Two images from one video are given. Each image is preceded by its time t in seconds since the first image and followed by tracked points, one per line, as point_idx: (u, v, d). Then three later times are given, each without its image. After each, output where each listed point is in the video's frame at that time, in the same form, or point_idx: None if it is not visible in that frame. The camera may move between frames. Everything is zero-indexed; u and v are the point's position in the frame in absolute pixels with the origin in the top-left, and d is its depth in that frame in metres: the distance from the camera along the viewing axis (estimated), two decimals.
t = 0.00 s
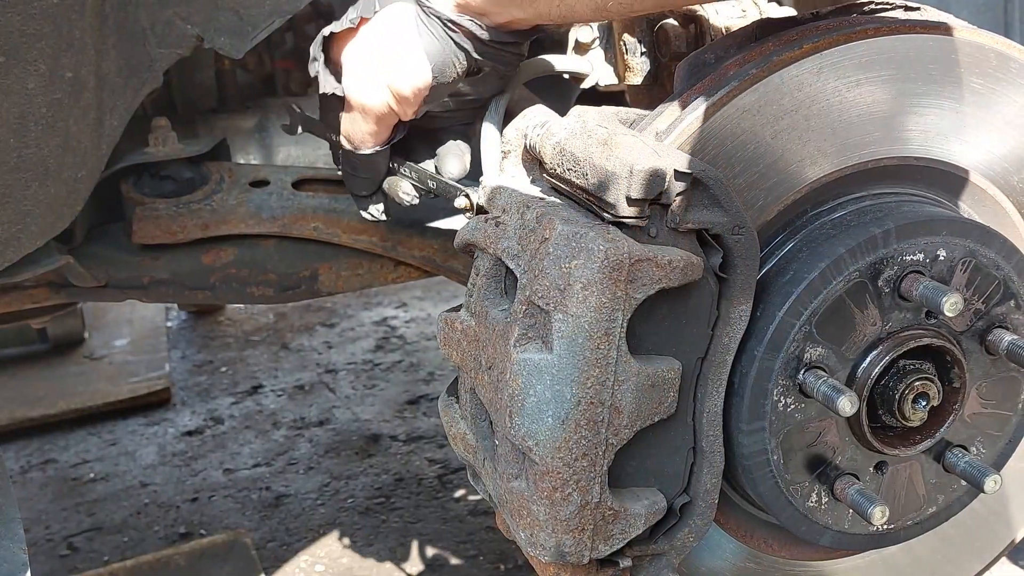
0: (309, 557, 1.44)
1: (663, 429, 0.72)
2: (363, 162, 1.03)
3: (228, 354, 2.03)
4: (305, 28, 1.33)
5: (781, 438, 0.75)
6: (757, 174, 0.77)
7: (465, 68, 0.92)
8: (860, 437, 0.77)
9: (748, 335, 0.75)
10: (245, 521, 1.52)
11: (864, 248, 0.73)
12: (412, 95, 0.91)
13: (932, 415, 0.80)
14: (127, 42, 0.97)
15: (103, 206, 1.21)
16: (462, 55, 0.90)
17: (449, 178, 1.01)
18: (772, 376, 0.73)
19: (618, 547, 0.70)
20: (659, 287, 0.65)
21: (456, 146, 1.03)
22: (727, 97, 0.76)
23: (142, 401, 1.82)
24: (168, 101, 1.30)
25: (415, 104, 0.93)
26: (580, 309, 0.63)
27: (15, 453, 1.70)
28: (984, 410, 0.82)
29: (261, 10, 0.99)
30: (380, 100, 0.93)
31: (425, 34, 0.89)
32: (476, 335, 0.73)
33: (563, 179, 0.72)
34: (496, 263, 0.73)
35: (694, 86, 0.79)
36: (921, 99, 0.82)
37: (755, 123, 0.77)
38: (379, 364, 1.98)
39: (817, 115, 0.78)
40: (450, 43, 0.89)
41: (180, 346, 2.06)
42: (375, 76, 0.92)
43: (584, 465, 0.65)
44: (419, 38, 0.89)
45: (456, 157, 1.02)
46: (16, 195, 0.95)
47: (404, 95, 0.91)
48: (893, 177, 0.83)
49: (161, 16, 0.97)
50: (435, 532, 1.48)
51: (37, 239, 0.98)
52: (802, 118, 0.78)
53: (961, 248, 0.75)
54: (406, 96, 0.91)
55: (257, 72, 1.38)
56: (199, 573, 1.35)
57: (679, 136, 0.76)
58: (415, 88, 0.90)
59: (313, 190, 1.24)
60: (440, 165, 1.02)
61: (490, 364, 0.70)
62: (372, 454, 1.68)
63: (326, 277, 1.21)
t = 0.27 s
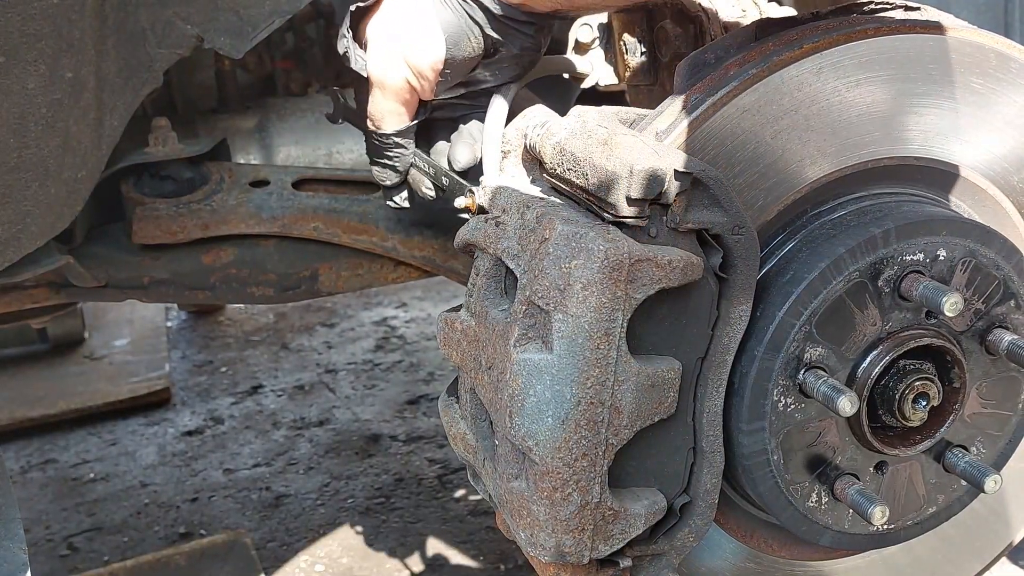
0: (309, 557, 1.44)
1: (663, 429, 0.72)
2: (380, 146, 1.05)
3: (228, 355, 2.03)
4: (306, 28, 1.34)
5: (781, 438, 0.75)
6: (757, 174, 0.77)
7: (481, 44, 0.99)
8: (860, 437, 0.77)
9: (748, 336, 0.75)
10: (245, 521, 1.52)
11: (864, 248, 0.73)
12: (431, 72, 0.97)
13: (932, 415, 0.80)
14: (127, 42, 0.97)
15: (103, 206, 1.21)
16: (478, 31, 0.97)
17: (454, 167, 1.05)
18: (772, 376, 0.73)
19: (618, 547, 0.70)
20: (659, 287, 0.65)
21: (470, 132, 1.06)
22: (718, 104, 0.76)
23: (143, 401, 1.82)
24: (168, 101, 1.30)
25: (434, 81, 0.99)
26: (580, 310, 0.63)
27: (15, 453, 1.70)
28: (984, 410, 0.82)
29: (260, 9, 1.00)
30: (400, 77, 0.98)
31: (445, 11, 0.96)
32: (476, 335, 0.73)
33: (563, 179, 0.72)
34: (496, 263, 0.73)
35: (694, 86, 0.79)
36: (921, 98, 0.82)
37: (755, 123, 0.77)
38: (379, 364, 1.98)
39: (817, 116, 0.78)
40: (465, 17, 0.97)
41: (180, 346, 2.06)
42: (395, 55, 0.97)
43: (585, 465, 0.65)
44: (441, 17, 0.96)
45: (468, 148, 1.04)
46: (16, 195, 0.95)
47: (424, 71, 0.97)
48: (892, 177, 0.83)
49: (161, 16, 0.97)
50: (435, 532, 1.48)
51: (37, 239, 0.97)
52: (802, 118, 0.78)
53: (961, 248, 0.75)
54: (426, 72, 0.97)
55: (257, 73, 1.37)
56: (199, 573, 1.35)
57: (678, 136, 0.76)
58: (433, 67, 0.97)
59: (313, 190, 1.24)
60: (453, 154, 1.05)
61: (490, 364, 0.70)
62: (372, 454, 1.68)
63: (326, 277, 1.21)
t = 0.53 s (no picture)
0: (309, 558, 1.44)
1: (663, 430, 0.72)
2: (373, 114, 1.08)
3: (228, 355, 2.03)
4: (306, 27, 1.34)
5: (781, 438, 0.75)
6: (757, 173, 0.77)
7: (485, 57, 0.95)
8: (860, 437, 0.77)
9: (748, 336, 0.75)
10: (245, 521, 1.52)
11: (864, 248, 0.73)
12: (397, 56, 0.96)
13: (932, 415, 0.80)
14: (127, 42, 0.97)
15: (102, 206, 1.21)
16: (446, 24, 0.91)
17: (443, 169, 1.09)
18: (773, 376, 0.73)
19: (618, 547, 0.70)
20: (659, 287, 0.65)
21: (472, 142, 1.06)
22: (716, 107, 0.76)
23: (143, 401, 1.82)
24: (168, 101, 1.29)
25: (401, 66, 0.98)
26: (580, 309, 0.63)
27: (15, 454, 1.70)
28: (984, 410, 0.82)
29: (260, 9, 0.99)
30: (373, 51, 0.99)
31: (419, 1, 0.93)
32: (477, 335, 0.73)
33: (563, 179, 0.72)
34: (496, 263, 0.73)
35: (694, 87, 0.79)
36: (920, 98, 0.82)
37: (755, 123, 0.77)
38: (379, 364, 1.98)
39: (817, 115, 0.78)
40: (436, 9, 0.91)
41: (180, 346, 2.06)
42: (368, 28, 0.98)
43: (585, 465, 0.65)
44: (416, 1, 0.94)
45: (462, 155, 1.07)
46: (16, 195, 0.95)
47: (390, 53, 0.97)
48: (892, 176, 0.83)
49: (161, 15, 0.97)
50: (435, 532, 1.49)
51: (37, 239, 0.97)
52: (802, 118, 0.78)
53: (961, 248, 0.75)
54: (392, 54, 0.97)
55: (257, 73, 1.36)
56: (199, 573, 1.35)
57: (678, 136, 0.76)
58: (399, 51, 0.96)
59: (314, 190, 1.24)
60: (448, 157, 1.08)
61: (490, 364, 0.70)
62: (372, 454, 1.69)
63: (326, 277, 1.21)
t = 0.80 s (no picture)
0: (308, 558, 1.44)
1: (664, 430, 0.72)
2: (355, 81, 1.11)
3: (228, 354, 2.03)
4: (306, 27, 1.34)
5: (781, 438, 0.75)
6: (757, 174, 0.77)
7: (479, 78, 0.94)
8: (860, 437, 0.77)
9: (748, 336, 0.74)
10: (245, 521, 1.52)
11: (864, 248, 0.73)
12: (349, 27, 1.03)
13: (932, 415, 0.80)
14: (127, 42, 0.97)
15: (102, 206, 1.22)
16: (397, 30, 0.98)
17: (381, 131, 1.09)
18: (771, 376, 0.73)
19: (618, 547, 0.70)
20: (659, 287, 0.65)
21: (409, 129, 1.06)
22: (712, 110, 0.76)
23: (142, 401, 1.82)
24: (167, 101, 1.27)
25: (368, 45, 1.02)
26: (580, 310, 0.63)
27: (15, 454, 1.70)
28: (983, 409, 0.82)
29: (261, 9, 1.00)
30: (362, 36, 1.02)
31: None
32: (476, 335, 0.73)
33: (562, 179, 0.71)
34: (496, 263, 0.73)
35: (694, 87, 0.80)
36: (921, 99, 0.82)
37: (755, 122, 0.77)
38: (379, 364, 1.98)
39: (817, 115, 0.78)
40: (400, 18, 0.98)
41: (180, 346, 2.06)
42: None
43: (585, 465, 0.65)
44: None
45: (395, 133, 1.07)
46: (16, 195, 0.95)
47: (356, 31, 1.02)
48: (892, 176, 0.83)
49: (161, 15, 0.97)
50: (435, 532, 1.49)
51: (37, 239, 0.97)
52: (801, 119, 0.78)
53: (961, 248, 0.75)
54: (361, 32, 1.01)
55: (257, 72, 1.37)
56: (199, 573, 1.35)
57: (678, 135, 0.76)
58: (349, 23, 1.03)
59: (313, 190, 1.24)
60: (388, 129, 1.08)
61: (490, 364, 0.70)
62: (372, 454, 1.69)
63: (326, 277, 1.21)
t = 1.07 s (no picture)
0: (309, 558, 1.44)
1: (664, 431, 0.72)
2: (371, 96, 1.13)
3: (228, 355, 2.02)
4: (305, 27, 1.32)
5: (781, 439, 0.75)
6: (757, 174, 0.77)
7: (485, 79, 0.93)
8: (860, 437, 0.77)
9: (748, 336, 0.74)
10: (245, 521, 1.53)
11: (864, 248, 0.73)
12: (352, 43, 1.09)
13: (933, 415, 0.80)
14: (128, 42, 0.97)
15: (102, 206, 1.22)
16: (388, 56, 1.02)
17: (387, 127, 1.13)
18: (772, 376, 0.73)
19: (618, 548, 0.70)
20: (661, 288, 0.65)
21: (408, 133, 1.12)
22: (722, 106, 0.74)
23: (143, 401, 1.82)
24: (168, 101, 1.28)
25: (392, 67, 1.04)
26: (582, 311, 0.63)
27: (15, 453, 1.70)
28: (983, 409, 0.82)
29: (261, 9, 1.00)
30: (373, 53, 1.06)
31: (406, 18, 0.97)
32: (477, 336, 0.73)
33: (562, 179, 0.71)
34: (497, 263, 0.73)
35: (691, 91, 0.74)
36: (917, 97, 0.82)
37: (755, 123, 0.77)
38: (379, 364, 1.99)
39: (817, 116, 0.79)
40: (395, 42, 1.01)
41: (180, 346, 2.06)
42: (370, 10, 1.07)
43: (586, 466, 0.65)
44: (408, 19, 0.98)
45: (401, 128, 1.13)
46: (17, 195, 0.95)
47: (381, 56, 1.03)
48: (894, 176, 0.83)
49: (162, 16, 0.97)
50: (435, 532, 1.49)
51: (38, 239, 0.98)
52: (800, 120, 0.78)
53: (961, 248, 0.75)
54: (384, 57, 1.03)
55: (257, 73, 1.35)
56: (199, 573, 1.35)
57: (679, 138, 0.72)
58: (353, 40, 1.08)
59: (314, 190, 1.24)
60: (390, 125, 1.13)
61: (491, 365, 0.70)
62: (372, 454, 1.69)
63: (326, 277, 1.21)
